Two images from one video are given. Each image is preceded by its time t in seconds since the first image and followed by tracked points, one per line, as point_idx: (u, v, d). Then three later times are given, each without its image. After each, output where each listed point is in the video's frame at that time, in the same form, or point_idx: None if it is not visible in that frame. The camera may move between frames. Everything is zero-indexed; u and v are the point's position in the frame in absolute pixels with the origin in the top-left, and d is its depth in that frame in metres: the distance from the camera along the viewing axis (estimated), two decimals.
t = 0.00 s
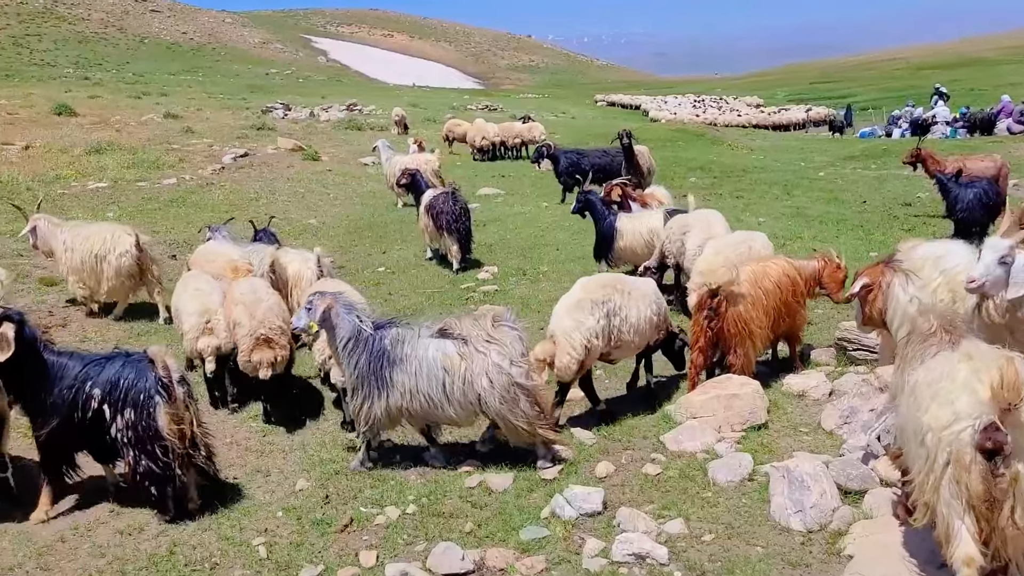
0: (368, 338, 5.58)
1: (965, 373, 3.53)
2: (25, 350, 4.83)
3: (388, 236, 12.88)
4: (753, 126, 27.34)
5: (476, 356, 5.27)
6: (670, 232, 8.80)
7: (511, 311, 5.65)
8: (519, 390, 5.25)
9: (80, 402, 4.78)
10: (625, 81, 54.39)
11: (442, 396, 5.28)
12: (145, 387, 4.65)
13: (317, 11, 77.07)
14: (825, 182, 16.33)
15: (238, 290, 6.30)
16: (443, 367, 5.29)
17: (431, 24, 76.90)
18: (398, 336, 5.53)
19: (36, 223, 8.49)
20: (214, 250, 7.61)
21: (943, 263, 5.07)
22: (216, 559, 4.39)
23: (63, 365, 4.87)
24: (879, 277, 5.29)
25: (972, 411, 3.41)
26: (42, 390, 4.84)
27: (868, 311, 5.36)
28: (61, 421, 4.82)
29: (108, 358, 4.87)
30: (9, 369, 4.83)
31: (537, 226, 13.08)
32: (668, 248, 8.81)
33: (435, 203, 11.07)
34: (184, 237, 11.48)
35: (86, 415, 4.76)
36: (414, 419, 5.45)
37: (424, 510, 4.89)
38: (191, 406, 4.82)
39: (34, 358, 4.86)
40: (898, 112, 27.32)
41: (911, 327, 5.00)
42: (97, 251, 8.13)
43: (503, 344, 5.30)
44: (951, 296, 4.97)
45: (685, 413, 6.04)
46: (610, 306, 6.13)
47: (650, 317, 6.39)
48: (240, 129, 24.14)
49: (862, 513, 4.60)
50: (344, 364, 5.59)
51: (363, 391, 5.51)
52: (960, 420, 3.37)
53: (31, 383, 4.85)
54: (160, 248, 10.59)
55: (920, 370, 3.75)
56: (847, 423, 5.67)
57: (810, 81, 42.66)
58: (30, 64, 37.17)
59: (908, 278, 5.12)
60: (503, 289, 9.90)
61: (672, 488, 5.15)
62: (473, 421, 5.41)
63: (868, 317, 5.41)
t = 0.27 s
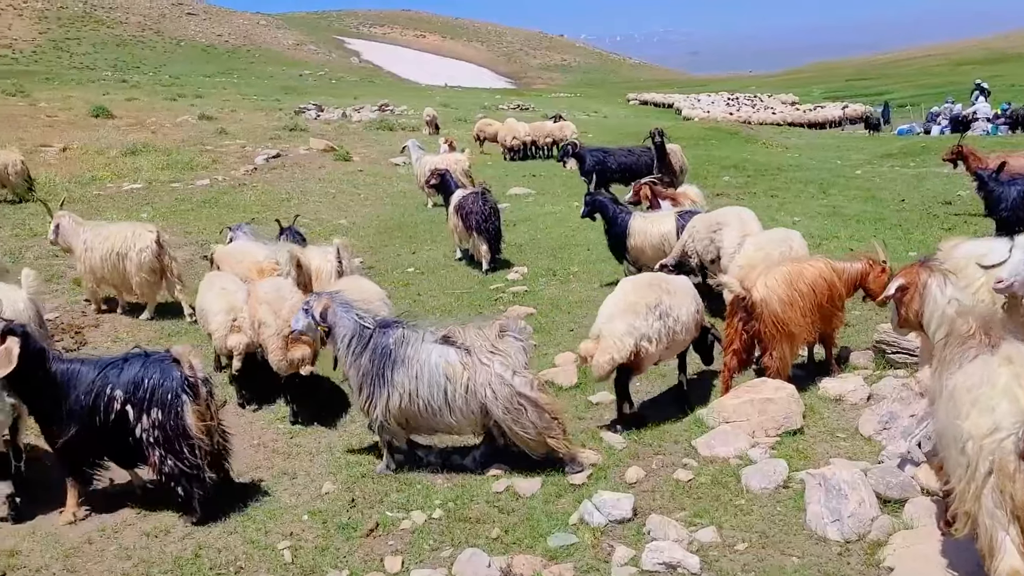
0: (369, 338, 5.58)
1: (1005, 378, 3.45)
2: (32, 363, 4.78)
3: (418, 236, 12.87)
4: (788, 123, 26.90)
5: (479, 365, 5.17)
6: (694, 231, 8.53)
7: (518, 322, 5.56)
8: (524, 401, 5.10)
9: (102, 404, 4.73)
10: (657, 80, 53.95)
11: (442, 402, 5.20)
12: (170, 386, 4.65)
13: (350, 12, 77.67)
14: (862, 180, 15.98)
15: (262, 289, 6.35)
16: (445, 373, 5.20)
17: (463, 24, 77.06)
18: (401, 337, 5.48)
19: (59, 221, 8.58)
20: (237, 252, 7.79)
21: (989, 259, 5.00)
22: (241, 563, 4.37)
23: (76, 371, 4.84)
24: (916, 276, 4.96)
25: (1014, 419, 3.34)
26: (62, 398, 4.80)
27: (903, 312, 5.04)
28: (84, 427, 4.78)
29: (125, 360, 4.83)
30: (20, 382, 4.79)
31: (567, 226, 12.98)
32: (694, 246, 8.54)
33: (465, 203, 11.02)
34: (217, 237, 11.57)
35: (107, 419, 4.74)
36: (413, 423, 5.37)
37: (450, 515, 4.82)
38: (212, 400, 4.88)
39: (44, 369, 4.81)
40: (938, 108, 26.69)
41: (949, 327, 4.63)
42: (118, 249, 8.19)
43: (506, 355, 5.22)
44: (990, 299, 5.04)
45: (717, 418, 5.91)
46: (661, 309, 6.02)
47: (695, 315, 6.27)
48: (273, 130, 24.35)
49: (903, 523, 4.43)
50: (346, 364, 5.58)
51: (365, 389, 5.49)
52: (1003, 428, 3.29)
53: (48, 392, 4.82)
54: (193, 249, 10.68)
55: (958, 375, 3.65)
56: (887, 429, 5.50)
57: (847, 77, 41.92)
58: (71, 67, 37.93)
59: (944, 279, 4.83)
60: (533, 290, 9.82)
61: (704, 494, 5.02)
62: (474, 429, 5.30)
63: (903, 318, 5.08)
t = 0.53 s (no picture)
0: (390, 335, 5.57)
1: None
2: (57, 370, 4.79)
3: (465, 237, 12.87)
4: (846, 124, 26.23)
5: (497, 366, 5.13)
6: (743, 231, 8.23)
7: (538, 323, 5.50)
8: (543, 403, 5.03)
9: (139, 405, 4.75)
10: (711, 80, 53.20)
11: (461, 402, 5.18)
12: (211, 383, 4.71)
13: (404, 15, 78.47)
14: (924, 182, 15.45)
15: (306, 287, 6.29)
16: (464, 373, 5.17)
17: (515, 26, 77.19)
18: (422, 335, 5.47)
19: (105, 219, 8.83)
20: (285, 252, 8.00)
21: None
22: (282, 563, 4.39)
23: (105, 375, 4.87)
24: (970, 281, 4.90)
25: None
26: (96, 403, 4.81)
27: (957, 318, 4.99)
28: (120, 429, 4.78)
29: (160, 360, 4.86)
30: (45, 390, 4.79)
31: (616, 227, 12.83)
32: (745, 246, 8.20)
33: (512, 204, 10.97)
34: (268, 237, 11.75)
35: (145, 420, 4.75)
36: (433, 422, 5.35)
37: (492, 521, 4.77)
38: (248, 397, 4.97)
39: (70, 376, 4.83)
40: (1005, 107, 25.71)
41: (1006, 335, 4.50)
42: (157, 245, 8.39)
43: (524, 357, 5.16)
44: None
45: (767, 426, 5.74)
46: (723, 301, 5.98)
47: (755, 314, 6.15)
48: (326, 132, 24.70)
49: (963, 542, 4.22)
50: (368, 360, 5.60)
51: (386, 387, 5.49)
52: None
53: (81, 399, 4.82)
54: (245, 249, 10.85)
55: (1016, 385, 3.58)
56: (947, 441, 5.26)
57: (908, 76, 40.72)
58: (134, 72, 39.09)
59: (1002, 285, 4.69)
60: (580, 292, 9.72)
61: (752, 506, 4.87)
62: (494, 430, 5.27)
63: (960, 323, 5.04)
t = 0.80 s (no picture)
0: (375, 342, 5.43)
1: None
2: (42, 375, 4.68)
3: (479, 237, 12.81)
4: (867, 125, 25.90)
5: (476, 365, 5.09)
6: (751, 235, 8.14)
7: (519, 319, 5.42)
8: (521, 402, 5.00)
9: (133, 405, 4.66)
10: (731, 79, 52.79)
11: (444, 404, 5.13)
12: (207, 381, 4.64)
13: (424, 13, 78.54)
14: (946, 184, 15.19)
15: (314, 285, 6.43)
16: (445, 375, 5.12)
17: (535, 24, 77.00)
18: (405, 339, 5.38)
19: (105, 213, 8.84)
20: (296, 249, 8.07)
21: None
22: (282, 569, 4.34)
23: (93, 377, 4.76)
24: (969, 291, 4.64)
25: None
26: (87, 404, 4.71)
27: (957, 328, 4.72)
28: (114, 430, 4.70)
29: (150, 359, 4.77)
30: (29, 396, 4.67)
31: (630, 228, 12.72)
32: (752, 250, 8.12)
33: (526, 205, 10.88)
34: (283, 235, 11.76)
35: (140, 420, 4.67)
36: (420, 425, 5.30)
37: (496, 529, 4.70)
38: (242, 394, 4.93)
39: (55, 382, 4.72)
40: None
41: (1013, 345, 4.28)
42: (161, 241, 8.43)
43: (502, 355, 5.09)
44: None
45: (779, 435, 5.62)
46: (749, 302, 6.04)
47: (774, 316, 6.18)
48: (344, 130, 24.73)
49: (978, 560, 4.10)
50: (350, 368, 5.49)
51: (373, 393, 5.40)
52: None
53: (71, 401, 4.71)
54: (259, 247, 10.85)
55: None
56: (964, 453, 5.11)
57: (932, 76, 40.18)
58: (156, 68, 39.39)
59: (1006, 294, 4.47)
60: (593, 294, 9.62)
61: (762, 517, 4.77)
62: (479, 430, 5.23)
63: (959, 335, 4.75)
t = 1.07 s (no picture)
0: (363, 344, 5.50)
1: None
2: (34, 382, 4.63)
3: (496, 237, 12.77)
4: (892, 125, 25.55)
5: (454, 365, 5.08)
6: (754, 239, 8.03)
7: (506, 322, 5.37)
8: (494, 403, 4.97)
9: (128, 409, 4.68)
10: (755, 78, 52.34)
11: (422, 405, 5.14)
12: (202, 383, 4.68)
13: (446, 12, 78.64)
14: (972, 186, 14.92)
15: (324, 286, 6.66)
16: (425, 375, 5.14)
17: (557, 23, 76.82)
18: (392, 340, 5.42)
19: (112, 210, 8.97)
20: (308, 247, 8.08)
21: None
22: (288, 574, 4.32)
23: (87, 383, 4.74)
24: (969, 301, 4.56)
25: None
26: (80, 410, 4.69)
27: (952, 336, 4.68)
28: (108, 435, 4.70)
29: (144, 363, 4.79)
30: (21, 404, 4.61)
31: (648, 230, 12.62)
32: (756, 253, 8.02)
33: (543, 206, 10.81)
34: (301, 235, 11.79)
35: (135, 425, 4.69)
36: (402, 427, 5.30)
37: (505, 536, 4.64)
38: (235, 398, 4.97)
39: (47, 388, 4.67)
40: None
41: (1019, 360, 4.17)
42: (170, 239, 8.48)
43: (480, 354, 5.06)
44: None
45: (795, 443, 5.51)
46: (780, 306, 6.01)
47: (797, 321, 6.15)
48: (364, 129, 24.79)
49: None
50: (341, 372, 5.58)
51: (362, 394, 5.44)
52: None
53: (64, 407, 4.68)
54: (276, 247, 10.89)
55: None
56: (986, 465, 4.95)
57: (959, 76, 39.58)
58: (181, 67, 39.79)
59: (1008, 307, 4.41)
60: (609, 296, 9.54)
61: (776, 528, 4.67)
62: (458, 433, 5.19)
63: (952, 342, 4.70)
